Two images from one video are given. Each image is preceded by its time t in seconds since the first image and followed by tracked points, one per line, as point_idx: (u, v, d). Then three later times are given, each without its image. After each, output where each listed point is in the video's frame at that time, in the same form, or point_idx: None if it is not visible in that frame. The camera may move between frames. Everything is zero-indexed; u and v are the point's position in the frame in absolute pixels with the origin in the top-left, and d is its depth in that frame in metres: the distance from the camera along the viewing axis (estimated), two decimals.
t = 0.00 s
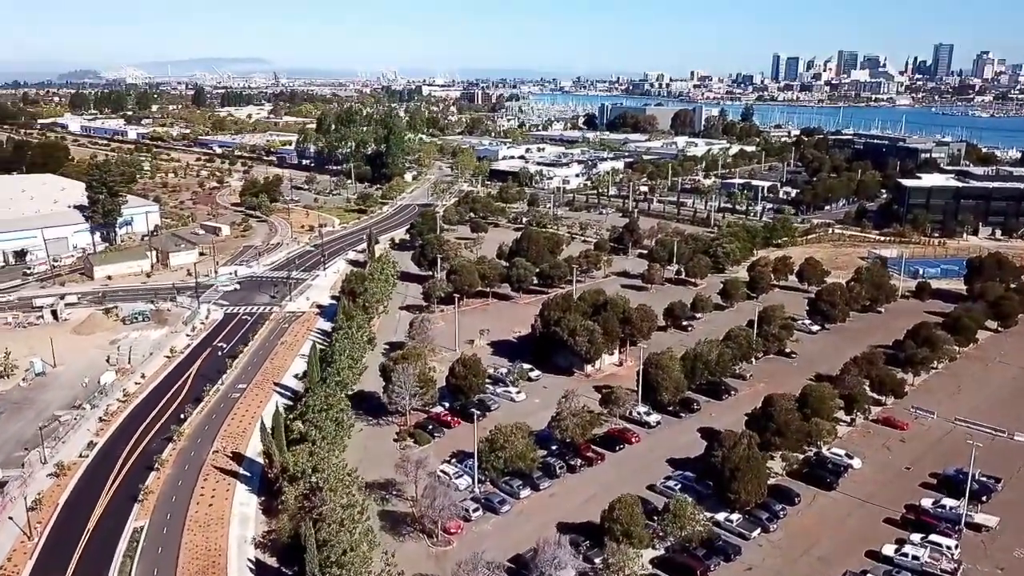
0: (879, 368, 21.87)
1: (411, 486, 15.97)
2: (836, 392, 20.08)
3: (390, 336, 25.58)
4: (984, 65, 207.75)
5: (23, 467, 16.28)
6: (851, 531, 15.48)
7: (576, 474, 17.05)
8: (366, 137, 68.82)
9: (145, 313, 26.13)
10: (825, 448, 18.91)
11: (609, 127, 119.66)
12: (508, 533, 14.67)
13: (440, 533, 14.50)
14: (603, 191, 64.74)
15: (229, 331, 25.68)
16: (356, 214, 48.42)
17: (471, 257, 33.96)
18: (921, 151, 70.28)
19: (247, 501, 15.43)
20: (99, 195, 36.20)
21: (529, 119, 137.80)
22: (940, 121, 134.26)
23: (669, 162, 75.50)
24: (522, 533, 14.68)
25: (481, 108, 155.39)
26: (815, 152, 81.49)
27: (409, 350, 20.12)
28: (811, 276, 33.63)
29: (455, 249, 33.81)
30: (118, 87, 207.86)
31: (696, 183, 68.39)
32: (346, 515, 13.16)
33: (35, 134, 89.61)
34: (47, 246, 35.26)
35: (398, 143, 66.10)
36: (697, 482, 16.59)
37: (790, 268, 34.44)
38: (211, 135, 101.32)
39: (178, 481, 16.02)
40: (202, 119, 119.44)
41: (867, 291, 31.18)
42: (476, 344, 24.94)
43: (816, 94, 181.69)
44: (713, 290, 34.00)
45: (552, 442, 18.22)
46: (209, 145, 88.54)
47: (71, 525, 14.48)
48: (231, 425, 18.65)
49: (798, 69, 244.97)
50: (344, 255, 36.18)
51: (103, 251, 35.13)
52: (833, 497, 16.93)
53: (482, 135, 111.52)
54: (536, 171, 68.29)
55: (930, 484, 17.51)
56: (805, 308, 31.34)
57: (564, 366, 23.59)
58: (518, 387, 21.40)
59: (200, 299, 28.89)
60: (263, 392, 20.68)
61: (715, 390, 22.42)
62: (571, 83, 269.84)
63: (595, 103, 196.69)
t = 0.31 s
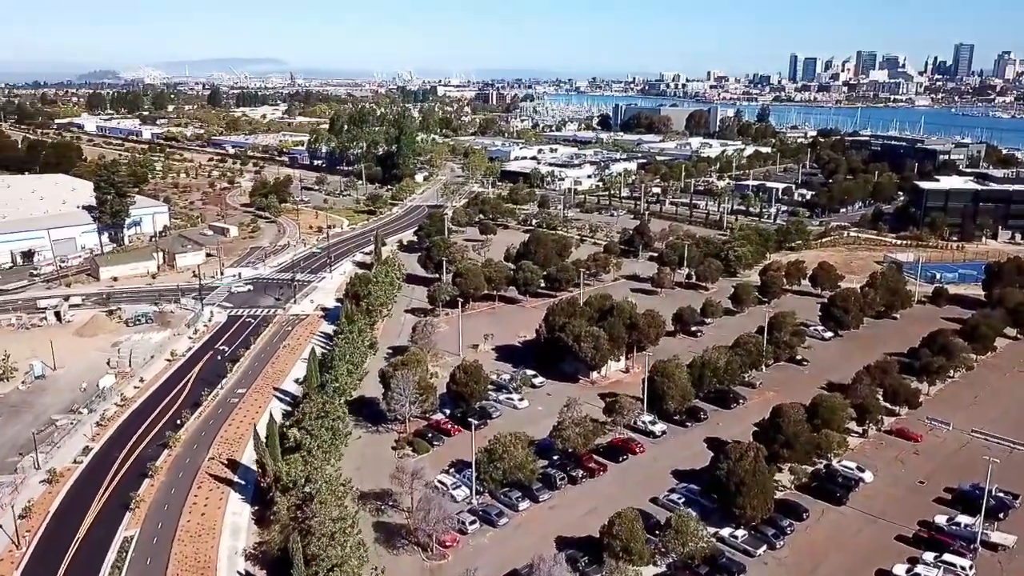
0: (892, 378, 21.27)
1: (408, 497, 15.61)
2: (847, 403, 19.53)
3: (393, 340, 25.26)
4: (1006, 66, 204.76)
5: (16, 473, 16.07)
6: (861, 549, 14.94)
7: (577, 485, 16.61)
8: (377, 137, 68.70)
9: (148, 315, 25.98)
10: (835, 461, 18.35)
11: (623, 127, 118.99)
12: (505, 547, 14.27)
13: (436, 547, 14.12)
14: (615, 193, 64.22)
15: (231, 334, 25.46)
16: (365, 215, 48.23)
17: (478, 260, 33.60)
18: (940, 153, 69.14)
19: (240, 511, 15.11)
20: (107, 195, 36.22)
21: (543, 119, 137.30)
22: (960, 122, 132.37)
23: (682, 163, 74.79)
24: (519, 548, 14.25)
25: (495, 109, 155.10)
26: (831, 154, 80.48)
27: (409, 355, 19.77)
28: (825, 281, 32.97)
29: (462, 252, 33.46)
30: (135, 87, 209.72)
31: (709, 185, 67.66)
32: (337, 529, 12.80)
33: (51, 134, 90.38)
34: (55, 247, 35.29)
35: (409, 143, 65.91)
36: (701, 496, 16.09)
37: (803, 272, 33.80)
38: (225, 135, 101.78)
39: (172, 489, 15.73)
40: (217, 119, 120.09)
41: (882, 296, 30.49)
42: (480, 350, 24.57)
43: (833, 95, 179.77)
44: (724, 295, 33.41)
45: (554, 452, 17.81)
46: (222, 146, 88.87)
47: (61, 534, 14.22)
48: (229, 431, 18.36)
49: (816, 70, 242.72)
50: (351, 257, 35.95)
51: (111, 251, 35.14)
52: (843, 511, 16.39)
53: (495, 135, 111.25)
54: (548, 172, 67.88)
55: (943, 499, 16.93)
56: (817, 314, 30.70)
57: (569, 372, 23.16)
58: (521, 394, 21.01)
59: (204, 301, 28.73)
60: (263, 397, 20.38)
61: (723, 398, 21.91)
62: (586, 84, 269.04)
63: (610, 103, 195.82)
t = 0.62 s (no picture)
0: (908, 388, 20.60)
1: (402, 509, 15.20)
2: (860, 415, 18.90)
3: (396, 345, 24.89)
4: None
5: (8, 479, 15.86)
6: (872, 569, 14.36)
7: (577, 498, 16.13)
8: (389, 138, 68.51)
9: (151, 317, 25.83)
10: (847, 475, 17.74)
11: (638, 128, 118.14)
12: (501, 563, 13.83)
13: (428, 562, 13.71)
14: (629, 194, 63.57)
15: (234, 337, 25.21)
16: (375, 216, 47.97)
17: (486, 263, 33.20)
18: (961, 154, 67.79)
19: (231, 522, 14.75)
20: (116, 196, 36.21)
21: (558, 120, 136.70)
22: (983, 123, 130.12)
23: (697, 164, 73.93)
24: (514, 565, 13.79)
25: (511, 109, 154.68)
26: (849, 155, 79.23)
27: (408, 363, 19.39)
28: (840, 286, 32.22)
29: (470, 255, 33.09)
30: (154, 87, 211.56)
31: (724, 187, 66.82)
32: (324, 545, 12.40)
33: (68, 134, 91.20)
34: (63, 247, 35.34)
35: (421, 144, 65.63)
36: (706, 511, 15.57)
37: (818, 277, 33.07)
38: (241, 135, 102.22)
39: (163, 498, 15.42)
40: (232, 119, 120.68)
41: (898, 303, 29.73)
42: (484, 356, 24.16)
43: (853, 95, 177.53)
44: (736, 300, 32.77)
45: (554, 463, 17.33)
46: (237, 146, 89.22)
47: (48, 543, 13.95)
48: (225, 437, 18.03)
49: (836, 70, 239.97)
50: (358, 259, 35.68)
51: (118, 252, 35.12)
52: (854, 529, 15.78)
53: (509, 135, 110.84)
54: (561, 173, 67.37)
55: (960, 517, 16.28)
56: (832, 320, 29.98)
57: (574, 379, 22.67)
58: (524, 402, 20.56)
59: (209, 303, 28.56)
60: (262, 403, 20.05)
61: (732, 408, 21.33)
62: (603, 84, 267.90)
63: (626, 103, 194.72)
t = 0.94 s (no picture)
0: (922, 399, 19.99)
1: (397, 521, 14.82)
2: (872, 427, 18.32)
3: (399, 349, 24.57)
4: None
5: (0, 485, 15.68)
6: None
7: (577, 511, 15.69)
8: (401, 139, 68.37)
9: (154, 319, 25.68)
10: (857, 489, 17.17)
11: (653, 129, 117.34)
12: None
13: None
14: (641, 196, 62.97)
15: (236, 340, 25.01)
16: (385, 217, 47.78)
17: (493, 266, 32.83)
18: (981, 157, 66.57)
19: (222, 531, 14.44)
20: (124, 196, 36.24)
21: (573, 120, 136.07)
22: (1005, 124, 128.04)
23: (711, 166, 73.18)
24: None
25: (525, 109, 154.31)
26: (866, 157, 78.11)
27: (407, 369, 19.03)
28: (854, 291, 31.53)
29: (477, 257, 32.72)
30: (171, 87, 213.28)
31: (739, 188, 66.03)
32: (312, 560, 12.05)
33: (84, 134, 91.96)
34: (71, 247, 35.41)
35: (432, 145, 65.40)
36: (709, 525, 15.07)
37: (831, 282, 32.40)
38: (255, 135, 102.62)
39: (155, 506, 15.15)
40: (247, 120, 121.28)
41: (914, 309, 29.01)
42: (487, 361, 23.78)
43: (872, 96, 175.43)
44: (747, 305, 32.14)
45: (555, 474, 16.90)
46: (250, 146, 89.56)
47: (36, 551, 13.73)
48: (222, 443, 17.76)
49: (855, 70, 237.41)
50: (365, 261, 35.44)
51: (126, 253, 35.12)
52: (864, 546, 15.23)
53: (523, 136, 110.51)
54: (573, 174, 66.87)
55: (975, 535, 15.68)
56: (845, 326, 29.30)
57: (579, 386, 22.23)
58: (526, 410, 20.15)
59: (213, 305, 28.41)
60: (261, 408, 19.77)
61: (740, 417, 20.79)
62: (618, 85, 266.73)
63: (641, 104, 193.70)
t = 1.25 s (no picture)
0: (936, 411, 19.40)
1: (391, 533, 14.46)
2: (883, 439, 17.75)
3: (402, 353, 24.25)
4: None
5: None
6: None
7: (576, 525, 15.26)
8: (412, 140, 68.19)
9: (156, 321, 25.54)
10: (867, 504, 16.60)
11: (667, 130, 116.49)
12: None
13: None
14: (653, 197, 62.36)
15: (238, 343, 24.79)
16: (394, 219, 47.56)
17: (500, 269, 32.46)
18: (1002, 159, 65.30)
19: (212, 542, 14.13)
20: (132, 197, 36.26)
21: (587, 121, 135.31)
22: None
23: (725, 167, 72.40)
24: None
25: (539, 110, 153.78)
26: (884, 159, 76.94)
27: (405, 376, 18.66)
28: (869, 296, 30.85)
29: (483, 260, 32.36)
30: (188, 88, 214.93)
31: (753, 190, 65.22)
32: None
33: (100, 134, 92.60)
34: (79, 248, 35.45)
35: (444, 146, 65.15)
36: (713, 541, 14.57)
37: (845, 287, 31.73)
38: (268, 136, 102.90)
39: (146, 515, 14.87)
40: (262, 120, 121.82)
41: (930, 315, 28.30)
42: (491, 367, 23.42)
43: (891, 96, 173.18)
44: (758, 310, 31.54)
45: (555, 485, 16.49)
46: (263, 146, 89.74)
47: (23, 560, 13.47)
48: (218, 449, 17.50)
49: (874, 71, 234.67)
50: (371, 263, 35.18)
51: (133, 253, 35.14)
52: (873, 565, 14.68)
53: (536, 137, 110.11)
54: (585, 175, 66.32)
55: (989, 555, 15.08)
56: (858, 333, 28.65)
57: (584, 393, 21.79)
58: (528, 417, 19.75)
59: (216, 307, 28.26)
60: (259, 413, 19.48)
61: (748, 427, 20.26)
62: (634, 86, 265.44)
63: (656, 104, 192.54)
